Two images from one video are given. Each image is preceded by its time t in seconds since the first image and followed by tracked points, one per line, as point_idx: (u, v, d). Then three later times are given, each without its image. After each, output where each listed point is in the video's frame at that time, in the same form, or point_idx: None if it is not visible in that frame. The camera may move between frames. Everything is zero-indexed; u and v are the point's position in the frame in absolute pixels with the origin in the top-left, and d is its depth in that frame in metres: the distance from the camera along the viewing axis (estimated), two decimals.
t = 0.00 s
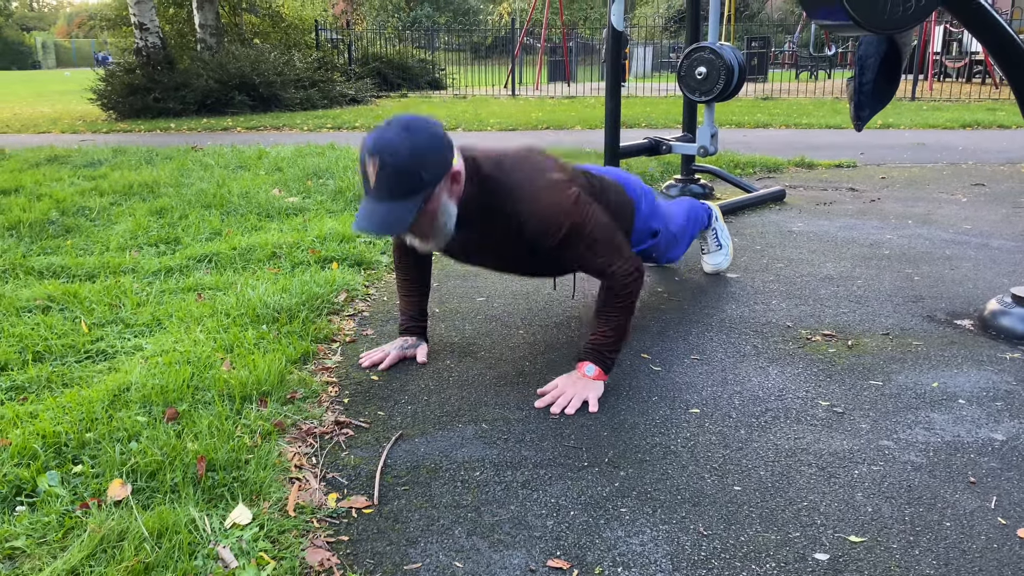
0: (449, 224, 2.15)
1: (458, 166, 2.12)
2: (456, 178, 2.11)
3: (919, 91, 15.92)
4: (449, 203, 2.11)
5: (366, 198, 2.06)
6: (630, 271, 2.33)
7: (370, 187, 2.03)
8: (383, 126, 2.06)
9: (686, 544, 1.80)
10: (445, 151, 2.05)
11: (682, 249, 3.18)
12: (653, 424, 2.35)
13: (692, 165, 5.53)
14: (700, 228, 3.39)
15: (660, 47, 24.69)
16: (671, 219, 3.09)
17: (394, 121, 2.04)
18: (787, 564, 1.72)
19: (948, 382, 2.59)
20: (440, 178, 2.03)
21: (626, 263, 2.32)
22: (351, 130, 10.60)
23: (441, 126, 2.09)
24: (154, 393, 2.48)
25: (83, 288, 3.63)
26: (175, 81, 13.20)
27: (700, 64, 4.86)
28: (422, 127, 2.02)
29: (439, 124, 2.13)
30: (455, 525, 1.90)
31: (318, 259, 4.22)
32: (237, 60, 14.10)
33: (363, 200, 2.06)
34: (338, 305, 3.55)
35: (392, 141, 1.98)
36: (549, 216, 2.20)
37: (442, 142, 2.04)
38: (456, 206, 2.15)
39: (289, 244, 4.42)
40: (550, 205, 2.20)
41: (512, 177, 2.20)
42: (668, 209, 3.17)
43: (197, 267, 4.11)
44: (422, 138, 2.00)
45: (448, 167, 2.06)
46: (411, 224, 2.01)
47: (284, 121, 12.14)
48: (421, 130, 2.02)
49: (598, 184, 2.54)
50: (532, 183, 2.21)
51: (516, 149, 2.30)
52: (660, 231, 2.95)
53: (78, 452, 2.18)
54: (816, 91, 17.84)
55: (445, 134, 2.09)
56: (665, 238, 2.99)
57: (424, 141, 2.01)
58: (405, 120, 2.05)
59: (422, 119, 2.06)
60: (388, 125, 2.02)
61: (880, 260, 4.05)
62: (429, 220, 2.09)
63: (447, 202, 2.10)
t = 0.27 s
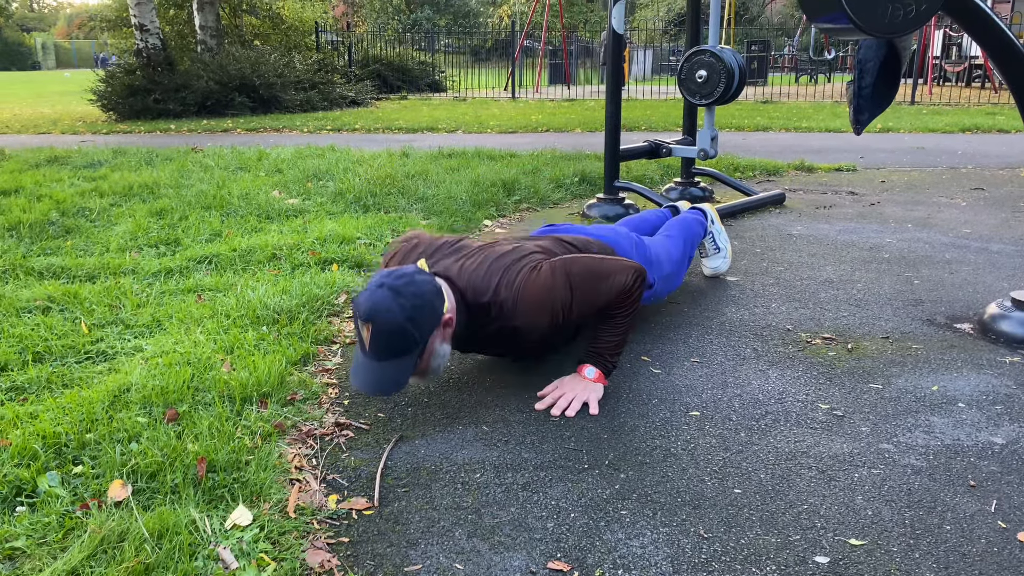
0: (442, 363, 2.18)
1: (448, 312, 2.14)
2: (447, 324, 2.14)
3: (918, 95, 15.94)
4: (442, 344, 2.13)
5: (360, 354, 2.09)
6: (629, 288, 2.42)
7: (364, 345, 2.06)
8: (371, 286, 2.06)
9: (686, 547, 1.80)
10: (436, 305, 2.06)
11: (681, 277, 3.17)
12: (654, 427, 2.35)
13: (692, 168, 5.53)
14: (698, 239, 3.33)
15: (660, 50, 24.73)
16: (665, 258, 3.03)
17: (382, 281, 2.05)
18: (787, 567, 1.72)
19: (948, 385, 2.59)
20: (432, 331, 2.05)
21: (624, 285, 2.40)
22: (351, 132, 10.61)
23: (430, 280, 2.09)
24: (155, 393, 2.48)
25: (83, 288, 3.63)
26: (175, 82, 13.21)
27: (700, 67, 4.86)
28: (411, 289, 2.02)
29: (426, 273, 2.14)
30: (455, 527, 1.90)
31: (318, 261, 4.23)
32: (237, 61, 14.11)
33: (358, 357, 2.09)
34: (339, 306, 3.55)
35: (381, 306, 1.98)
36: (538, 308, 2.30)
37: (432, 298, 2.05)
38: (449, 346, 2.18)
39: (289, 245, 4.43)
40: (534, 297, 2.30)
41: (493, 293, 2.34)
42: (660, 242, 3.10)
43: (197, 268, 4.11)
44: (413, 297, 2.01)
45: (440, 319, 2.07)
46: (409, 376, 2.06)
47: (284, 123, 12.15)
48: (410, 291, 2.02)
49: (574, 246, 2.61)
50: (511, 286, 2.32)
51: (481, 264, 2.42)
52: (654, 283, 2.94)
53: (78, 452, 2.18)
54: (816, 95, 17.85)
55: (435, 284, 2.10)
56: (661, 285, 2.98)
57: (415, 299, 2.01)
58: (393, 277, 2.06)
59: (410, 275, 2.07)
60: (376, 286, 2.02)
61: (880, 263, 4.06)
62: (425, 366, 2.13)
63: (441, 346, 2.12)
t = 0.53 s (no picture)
0: (447, 206, 2.12)
1: (456, 148, 2.11)
2: (454, 160, 2.10)
3: (918, 100, 15.97)
4: (447, 183, 2.09)
5: (362, 183, 2.04)
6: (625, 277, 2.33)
7: (367, 171, 2.02)
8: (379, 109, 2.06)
9: (685, 550, 1.80)
10: (443, 132, 2.04)
11: (682, 250, 3.18)
12: (653, 430, 2.36)
13: (692, 172, 5.54)
14: (700, 231, 3.41)
15: (659, 54, 24.77)
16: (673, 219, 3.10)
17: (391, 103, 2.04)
18: (787, 571, 1.72)
19: (948, 390, 2.60)
20: (437, 158, 2.01)
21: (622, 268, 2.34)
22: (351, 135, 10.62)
23: (438, 109, 2.08)
24: (155, 395, 2.49)
25: (84, 290, 3.63)
26: (175, 84, 13.22)
27: (700, 71, 4.87)
28: (418, 110, 2.02)
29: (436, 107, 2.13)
30: (455, 530, 1.90)
31: (318, 263, 4.23)
32: (238, 63, 14.13)
33: (360, 185, 2.04)
34: (339, 308, 3.55)
35: (388, 122, 1.97)
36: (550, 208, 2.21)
37: (439, 124, 2.03)
38: (454, 187, 2.13)
39: (289, 247, 4.43)
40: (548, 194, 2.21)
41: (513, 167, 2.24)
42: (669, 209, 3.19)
43: (197, 270, 4.11)
44: (419, 118, 2.00)
45: (445, 148, 2.04)
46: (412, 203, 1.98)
47: (284, 125, 12.15)
48: (417, 113, 2.01)
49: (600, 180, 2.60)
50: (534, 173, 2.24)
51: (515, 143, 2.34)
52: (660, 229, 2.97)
53: (78, 453, 2.18)
54: (816, 100, 17.88)
55: (443, 116, 2.08)
56: (665, 237, 3.00)
57: (420, 119, 2.00)
58: (402, 103, 2.05)
59: (418, 102, 2.06)
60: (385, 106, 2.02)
61: (879, 268, 4.06)
62: (427, 204, 2.07)
63: (445, 181, 2.07)
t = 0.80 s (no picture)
0: (456, 178, 2.17)
1: (465, 120, 2.17)
2: (463, 132, 2.16)
3: (917, 106, 16.01)
4: (457, 154, 2.14)
5: (373, 152, 2.11)
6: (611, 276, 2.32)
7: (378, 138, 2.08)
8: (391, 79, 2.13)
9: (684, 555, 1.81)
10: (451, 102, 2.10)
11: (682, 247, 3.23)
12: (652, 435, 2.36)
13: (691, 178, 5.56)
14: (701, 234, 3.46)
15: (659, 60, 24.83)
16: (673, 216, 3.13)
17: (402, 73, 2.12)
18: None
19: (946, 396, 2.60)
20: (446, 127, 2.07)
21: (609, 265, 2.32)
22: (351, 139, 10.63)
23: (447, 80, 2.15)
24: (155, 398, 2.49)
25: (84, 292, 3.64)
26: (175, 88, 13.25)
27: (700, 77, 4.89)
28: (428, 78, 2.09)
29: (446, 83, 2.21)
30: (454, 534, 1.91)
31: (318, 267, 4.24)
32: (238, 66, 14.17)
33: (370, 154, 2.11)
34: (339, 312, 3.56)
35: (400, 93, 2.03)
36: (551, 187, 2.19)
37: (448, 92, 2.10)
38: (463, 159, 2.18)
39: (289, 251, 4.44)
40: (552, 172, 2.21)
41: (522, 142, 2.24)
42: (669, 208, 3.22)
43: (197, 273, 4.12)
44: (431, 87, 2.06)
45: (454, 117, 2.10)
46: (419, 171, 2.04)
47: (285, 129, 12.18)
48: (426, 80, 2.09)
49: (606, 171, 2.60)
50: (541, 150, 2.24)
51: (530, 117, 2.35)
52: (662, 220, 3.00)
53: (78, 456, 2.18)
54: (815, 106, 17.93)
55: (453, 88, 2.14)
56: (666, 229, 3.02)
57: (431, 89, 2.06)
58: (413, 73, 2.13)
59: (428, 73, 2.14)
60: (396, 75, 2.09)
61: (878, 274, 4.07)
62: (437, 174, 2.12)
63: (454, 153, 2.13)
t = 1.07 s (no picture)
0: (446, 350, 2.12)
1: (450, 299, 2.08)
2: (449, 310, 2.07)
3: (918, 112, 16.03)
4: (445, 331, 2.07)
5: (362, 342, 2.04)
6: (634, 295, 2.40)
7: (365, 335, 2.00)
8: (374, 272, 2.01)
9: (684, 559, 1.81)
10: (438, 290, 2.00)
11: (679, 289, 3.19)
12: (652, 440, 2.37)
13: (692, 182, 5.57)
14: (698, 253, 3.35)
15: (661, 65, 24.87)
16: (666, 270, 3.04)
17: (385, 268, 1.99)
18: None
19: (946, 402, 2.61)
20: (434, 317, 1.99)
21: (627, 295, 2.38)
22: (353, 143, 10.66)
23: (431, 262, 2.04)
24: (157, 402, 2.50)
25: (86, 297, 3.65)
26: (178, 92, 13.28)
27: (701, 82, 4.91)
28: (413, 274, 1.97)
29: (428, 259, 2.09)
30: (455, 538, 1.92)
31: (320, 271, 4.25)
32: (241, 71, 14.21)
33: (360, 345, 2.04)
34: (340, 316, 3.57)
35: (384, 291, 1.93)
36: (542, 305, 2.24)
37: (435, 283, 1.99)
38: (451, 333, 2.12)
39: (291, 255, 4.45)
40: (537, 292, 2.22)
41: (495, 283, 2.21)
42: (663, 252, 3.10)
43: (199, 278, 4.13)
44: (416, 282, 1.96)
45: (442, 306, 2.01)
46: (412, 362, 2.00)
47: (287, 133, 12.21)
48: (411, 275, 1.97)
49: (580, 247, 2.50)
50: (512, 277, 2.22)
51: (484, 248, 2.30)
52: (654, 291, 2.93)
53: (80, 460, 2.19)
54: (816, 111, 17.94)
55: (438, 271, 2.04)
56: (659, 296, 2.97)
57: (416, 283, 1.96)
58: (395, 265, 2.00)
59: (412, 262, 2.02)
60: (378, 273, 1.97)
61: (879, 279, 4.08)
62: (427, 356, 2.06)
63: (444, 334, 2.06)
